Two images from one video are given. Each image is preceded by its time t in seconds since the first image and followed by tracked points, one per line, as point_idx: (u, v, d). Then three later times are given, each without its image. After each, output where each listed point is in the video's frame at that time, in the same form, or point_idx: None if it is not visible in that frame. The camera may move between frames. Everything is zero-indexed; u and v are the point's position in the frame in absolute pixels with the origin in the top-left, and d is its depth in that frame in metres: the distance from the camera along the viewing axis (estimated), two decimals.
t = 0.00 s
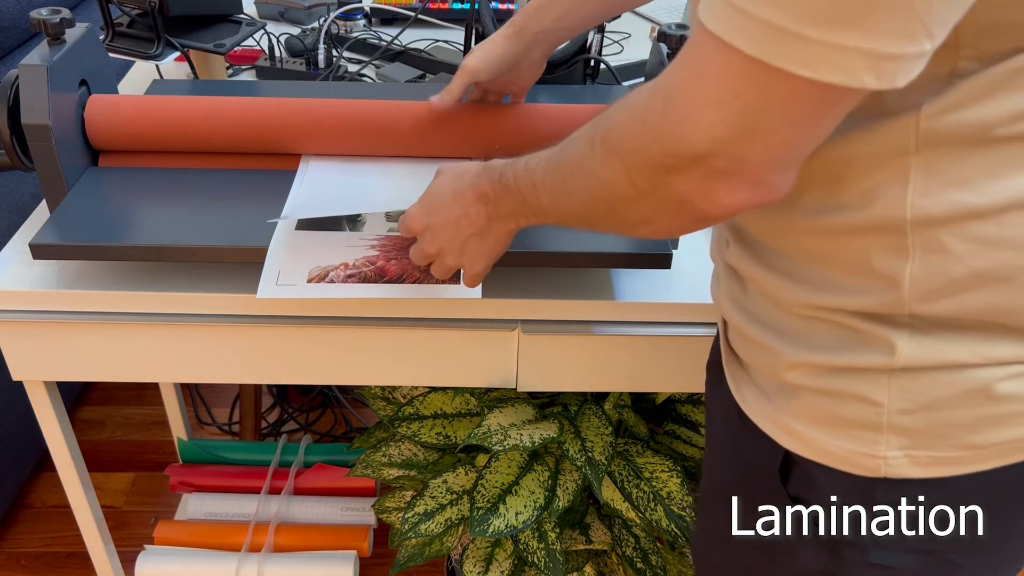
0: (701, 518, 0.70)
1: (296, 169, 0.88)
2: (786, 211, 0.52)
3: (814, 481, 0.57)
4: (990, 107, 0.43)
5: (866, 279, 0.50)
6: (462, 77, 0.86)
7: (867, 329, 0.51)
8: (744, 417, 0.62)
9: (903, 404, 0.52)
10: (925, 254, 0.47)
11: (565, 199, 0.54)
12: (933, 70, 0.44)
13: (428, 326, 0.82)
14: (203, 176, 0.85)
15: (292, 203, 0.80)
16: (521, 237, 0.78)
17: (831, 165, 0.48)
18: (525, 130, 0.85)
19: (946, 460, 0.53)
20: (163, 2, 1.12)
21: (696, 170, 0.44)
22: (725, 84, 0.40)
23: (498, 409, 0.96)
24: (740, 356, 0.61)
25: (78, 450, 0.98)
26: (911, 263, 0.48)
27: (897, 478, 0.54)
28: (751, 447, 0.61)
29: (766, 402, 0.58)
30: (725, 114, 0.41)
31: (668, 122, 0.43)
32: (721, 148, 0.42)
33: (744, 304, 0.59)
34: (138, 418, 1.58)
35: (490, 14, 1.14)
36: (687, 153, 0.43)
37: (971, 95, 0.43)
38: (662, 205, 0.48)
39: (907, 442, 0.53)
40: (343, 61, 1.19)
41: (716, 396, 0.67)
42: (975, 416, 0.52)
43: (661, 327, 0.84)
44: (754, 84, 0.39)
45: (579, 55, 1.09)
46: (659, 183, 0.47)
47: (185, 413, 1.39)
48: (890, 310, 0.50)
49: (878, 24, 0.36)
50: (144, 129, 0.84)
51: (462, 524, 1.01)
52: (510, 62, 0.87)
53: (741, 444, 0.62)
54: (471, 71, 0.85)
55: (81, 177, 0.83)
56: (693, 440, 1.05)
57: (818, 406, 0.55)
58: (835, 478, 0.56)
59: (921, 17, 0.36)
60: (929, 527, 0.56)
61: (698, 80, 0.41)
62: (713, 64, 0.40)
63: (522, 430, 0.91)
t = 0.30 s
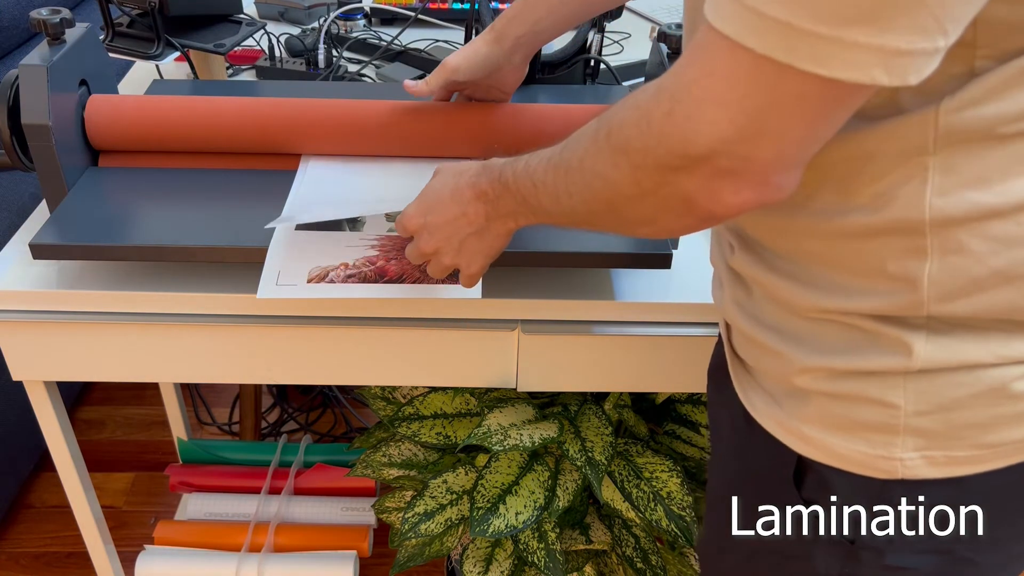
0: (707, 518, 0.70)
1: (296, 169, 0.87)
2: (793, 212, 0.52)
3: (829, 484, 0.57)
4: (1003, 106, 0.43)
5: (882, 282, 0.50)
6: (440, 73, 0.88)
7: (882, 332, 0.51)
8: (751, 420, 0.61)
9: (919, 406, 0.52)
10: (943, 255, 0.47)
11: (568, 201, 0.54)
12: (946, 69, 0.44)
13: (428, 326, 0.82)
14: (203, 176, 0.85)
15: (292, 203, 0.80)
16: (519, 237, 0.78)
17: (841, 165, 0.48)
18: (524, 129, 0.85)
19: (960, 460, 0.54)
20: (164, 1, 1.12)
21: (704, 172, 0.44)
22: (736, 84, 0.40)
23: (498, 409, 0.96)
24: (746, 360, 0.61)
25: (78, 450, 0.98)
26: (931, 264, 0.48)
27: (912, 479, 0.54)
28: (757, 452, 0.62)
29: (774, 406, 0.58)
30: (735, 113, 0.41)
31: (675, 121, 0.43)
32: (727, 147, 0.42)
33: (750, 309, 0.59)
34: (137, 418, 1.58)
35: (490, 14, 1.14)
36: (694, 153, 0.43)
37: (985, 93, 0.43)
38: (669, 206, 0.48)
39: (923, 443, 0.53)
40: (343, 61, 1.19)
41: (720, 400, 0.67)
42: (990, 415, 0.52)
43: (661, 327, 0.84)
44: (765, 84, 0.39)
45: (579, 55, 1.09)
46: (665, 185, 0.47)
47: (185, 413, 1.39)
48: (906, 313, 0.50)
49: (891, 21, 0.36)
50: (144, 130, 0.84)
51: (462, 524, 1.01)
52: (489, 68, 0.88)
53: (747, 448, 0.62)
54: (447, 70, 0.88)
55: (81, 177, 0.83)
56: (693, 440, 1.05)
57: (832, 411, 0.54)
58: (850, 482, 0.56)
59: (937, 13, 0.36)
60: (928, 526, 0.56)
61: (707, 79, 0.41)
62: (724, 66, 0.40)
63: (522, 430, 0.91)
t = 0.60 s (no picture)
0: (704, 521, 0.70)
1: (296, 168, 0.88)
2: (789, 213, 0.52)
3: (824, 481, 0.57)
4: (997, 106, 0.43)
5: (875, 281, 0.50)
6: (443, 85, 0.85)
7: (877, 329, 0.51)
8: (748, 419, 0.61)
9: (913, 402, 0.52)
10: (935, 253, 0.47)
11: (564, 209, 0.54)
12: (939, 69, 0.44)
13: (428, 326, 0.82)
14: (204, 176, 0.85)
15: (292, 205, 0.81)
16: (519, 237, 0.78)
17: (837, 166, 0.48)
18: (524, 129, 0.85)
19: (954, 456, 0.54)
20: (163, 1, 1.12)
21: (701, 179, 0.44)
22: (729, 92, 0.40)
23: (498, 409, 0.96)
24: (742, 358, 0.61)
25: (78, 450, 0.98)
26: (922, 264, 0.48)
27: (907, 476, 0.54)
28: (758, 452, 0.61)
29: (770, 404, 0.58)
30: (729, 121, 0.41)
31: (670, 128, 0.43)
32: (725, 154, 0.42)
33: (747, 308, 0.59)
34: (137, 418, 1.58)
35: (489, 13, 1.14)
36: (690, 161, 0.43)
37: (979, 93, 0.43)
38: (665, 212, 0.48)
39: (917, 440, 0.53)
40: (343, 61, 1.19)
41: (718, 399, 0.67)
42: (983, 411, 0.52)
43: (661, 327, 0.84)
44: (759, 92, 0.39)
45: (579, 55, 1.09)
46: (663, 190, 0.46)
47: (185, 413, 1.39)
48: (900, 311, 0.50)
49: (883, 28, 0.36)
50: (145, 130, 0.84)
51: (462, 524, 1.01)
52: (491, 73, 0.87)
53: (747, 448, 0.62)
54: (453, 82, 0.85)
55: (81, 177, 0.83)
56: (693, 440, 1.05)
57: (827, 407, 0.54)
58: (844, 479, 0.56)
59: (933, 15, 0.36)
60: (929, 527, 0.56)
61: (702, 87, 0.41)
62: (713, 70, 0.40)
63: (522, 430, 0.91)
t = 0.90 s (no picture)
0: (702, 521, 0.70)
1: (296, 169, 0.88)
2: (783, 217, 0.52)
3: (819, 480, 0.57)
4: (989, 111, 0.43)
5: (869, 281, 0.50)
6: (460, 44, 0.89)
7: (871, 328, 0.51)
8: (745, 417, 0.61)
9: (907, 400, 0.52)
10: (927, 258, 0.47)
11: (541, 267, 0.54)
12: (930, 73, 0.44)
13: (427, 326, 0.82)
14: (203, 176, 0.85)
15: (292, 207, 0.81)
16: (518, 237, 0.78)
17: (831, 171, 0.48)
18: (524, 129, 0.85)
19: (949, 454, 0.54)
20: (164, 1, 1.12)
21: (660, 189, 0.44)
22: (679, 106, 0.40)
23: (498, 409, 0.96)
24: (738, 356, 0.61)
25: (78, 450, 0.98)
26: (914, 267, 0.48)
27: (903, 474, 0.54)
28: (757, 453, 0.61)
29: (768, 404, 0.58)
30: (680, 134, 0.41)
31: (624, 147, 0.43)
32: (683, 164, 0.42)
33: (744, 308, 0.59)
34: (138, 418, 1.57)
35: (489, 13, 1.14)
36: (650, 174, 0.43)
37: (969, 99, 0.43)
38: (634, 234, 0.49)
39: (912, 438, 0.53)
40: (343, 61, 1.19)
41: (715, 399, 0.66)
42: (978, 410, 0.52)
43: (660, 327, 0.84)
44: (711, 104, 0.39)
45: (579, 56, 1.09)
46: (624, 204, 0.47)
47: (185, 413, 1.39)
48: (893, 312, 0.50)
49: (831, 47, 0.36)
50: (145, 130, 0.84)
51: (462, 524, 1.01)
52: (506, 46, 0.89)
53: (746, 448, 0.62)
54: (468, 41, 0.88)
55: (81, 177, 0.83)
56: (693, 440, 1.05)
57: (822, 405, 0.54)
58: (840, 477, 0.56)
59: (907, 32, 0.36)
60: (929, 527, 0.56)
61: (653, 103, 0.41)
62: (666, 84, 0.40)
63: (522, 430, 0.91)
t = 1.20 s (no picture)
0: (701, 521, 0.70)
1: (296, 169, 0.88)
2: (780, 221, 0.52)
3: (814, 479, 0.57)
4: (986, 117, 0.43)
5: (864, 287, 0.50)
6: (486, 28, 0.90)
7: (867, 329, 0.51)
8: (744, 417, 0.61)
9: (902, 401, 0.52)
10: (921, 265, 0.47)
11: (536, 272, 0.54)
12: (926, 80, 0.44)
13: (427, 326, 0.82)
14: (204, 176, 0.85)
15: (292, 207, 0.81)
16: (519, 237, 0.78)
17: (826, 179, 0.48)
18: (524, 130, 0.85)
19: (945, 456, 0.54)
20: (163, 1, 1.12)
21: (651, 199, 0.45)
22: (670, 117, 0.40)
23: (498, 409, 0.96)
24: (738, 355, 0.62)
25: (78, 451, 0.98)
26: (907, 274, 0.48)
27: (898, 476, 0.54)
28: (756, 453, 0.61)
29: (767, 404, 0.58)
30: (673, 144, 0.41)
31: (618, 154, 0.43)
32: (675, 175, 0.42)
33: (744, 308, 0.59)
34: (138, 418, 1.57)
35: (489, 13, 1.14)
36: (642, 184, 0.43)
37: (964, 106, 0.43)
38: (626, 242, 0.49)
39: (906, 439, 0.53)
40: (343, 61, 1.19)
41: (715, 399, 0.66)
42: (973, 412, 0.52)
43: (661, 327, 0.84)
44: (702, 118, 0.39)
45: (580, 56, 1.09)
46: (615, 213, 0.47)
47: (185, 413, 1.39)
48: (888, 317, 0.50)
49: (818, 65, 0.36)
50: (145, 131, 0.84)
51: (462, 524, 1.01)
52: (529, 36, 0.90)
53: (745, 449, 0.62)
54: (494, 27, 0.90)
55: (81, 177, 0.83)
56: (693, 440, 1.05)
57: (818, 405, 0.54)
58: (836, 478, 0.56)
59: (900, 45, 0.36)
60: (928, 526, 0.56)
61: (646, 115, 0.41)
62: (659, 94, 0.40)
63: (522, 430, 0.91)
